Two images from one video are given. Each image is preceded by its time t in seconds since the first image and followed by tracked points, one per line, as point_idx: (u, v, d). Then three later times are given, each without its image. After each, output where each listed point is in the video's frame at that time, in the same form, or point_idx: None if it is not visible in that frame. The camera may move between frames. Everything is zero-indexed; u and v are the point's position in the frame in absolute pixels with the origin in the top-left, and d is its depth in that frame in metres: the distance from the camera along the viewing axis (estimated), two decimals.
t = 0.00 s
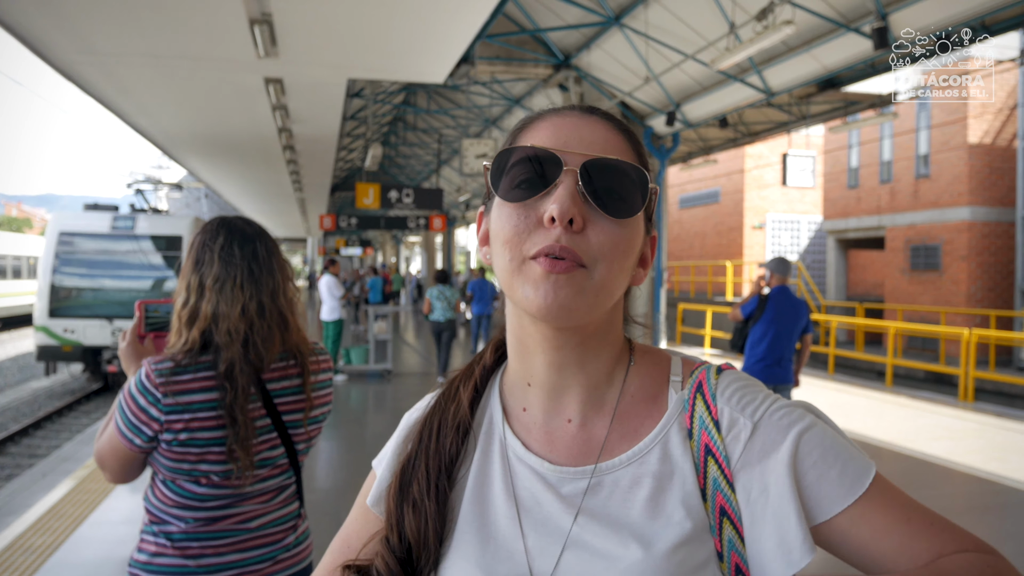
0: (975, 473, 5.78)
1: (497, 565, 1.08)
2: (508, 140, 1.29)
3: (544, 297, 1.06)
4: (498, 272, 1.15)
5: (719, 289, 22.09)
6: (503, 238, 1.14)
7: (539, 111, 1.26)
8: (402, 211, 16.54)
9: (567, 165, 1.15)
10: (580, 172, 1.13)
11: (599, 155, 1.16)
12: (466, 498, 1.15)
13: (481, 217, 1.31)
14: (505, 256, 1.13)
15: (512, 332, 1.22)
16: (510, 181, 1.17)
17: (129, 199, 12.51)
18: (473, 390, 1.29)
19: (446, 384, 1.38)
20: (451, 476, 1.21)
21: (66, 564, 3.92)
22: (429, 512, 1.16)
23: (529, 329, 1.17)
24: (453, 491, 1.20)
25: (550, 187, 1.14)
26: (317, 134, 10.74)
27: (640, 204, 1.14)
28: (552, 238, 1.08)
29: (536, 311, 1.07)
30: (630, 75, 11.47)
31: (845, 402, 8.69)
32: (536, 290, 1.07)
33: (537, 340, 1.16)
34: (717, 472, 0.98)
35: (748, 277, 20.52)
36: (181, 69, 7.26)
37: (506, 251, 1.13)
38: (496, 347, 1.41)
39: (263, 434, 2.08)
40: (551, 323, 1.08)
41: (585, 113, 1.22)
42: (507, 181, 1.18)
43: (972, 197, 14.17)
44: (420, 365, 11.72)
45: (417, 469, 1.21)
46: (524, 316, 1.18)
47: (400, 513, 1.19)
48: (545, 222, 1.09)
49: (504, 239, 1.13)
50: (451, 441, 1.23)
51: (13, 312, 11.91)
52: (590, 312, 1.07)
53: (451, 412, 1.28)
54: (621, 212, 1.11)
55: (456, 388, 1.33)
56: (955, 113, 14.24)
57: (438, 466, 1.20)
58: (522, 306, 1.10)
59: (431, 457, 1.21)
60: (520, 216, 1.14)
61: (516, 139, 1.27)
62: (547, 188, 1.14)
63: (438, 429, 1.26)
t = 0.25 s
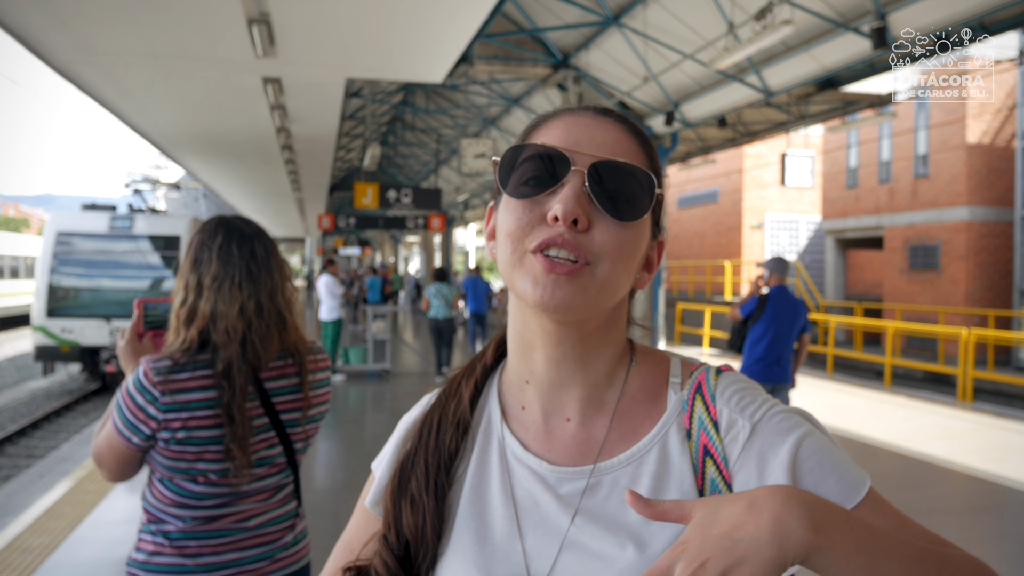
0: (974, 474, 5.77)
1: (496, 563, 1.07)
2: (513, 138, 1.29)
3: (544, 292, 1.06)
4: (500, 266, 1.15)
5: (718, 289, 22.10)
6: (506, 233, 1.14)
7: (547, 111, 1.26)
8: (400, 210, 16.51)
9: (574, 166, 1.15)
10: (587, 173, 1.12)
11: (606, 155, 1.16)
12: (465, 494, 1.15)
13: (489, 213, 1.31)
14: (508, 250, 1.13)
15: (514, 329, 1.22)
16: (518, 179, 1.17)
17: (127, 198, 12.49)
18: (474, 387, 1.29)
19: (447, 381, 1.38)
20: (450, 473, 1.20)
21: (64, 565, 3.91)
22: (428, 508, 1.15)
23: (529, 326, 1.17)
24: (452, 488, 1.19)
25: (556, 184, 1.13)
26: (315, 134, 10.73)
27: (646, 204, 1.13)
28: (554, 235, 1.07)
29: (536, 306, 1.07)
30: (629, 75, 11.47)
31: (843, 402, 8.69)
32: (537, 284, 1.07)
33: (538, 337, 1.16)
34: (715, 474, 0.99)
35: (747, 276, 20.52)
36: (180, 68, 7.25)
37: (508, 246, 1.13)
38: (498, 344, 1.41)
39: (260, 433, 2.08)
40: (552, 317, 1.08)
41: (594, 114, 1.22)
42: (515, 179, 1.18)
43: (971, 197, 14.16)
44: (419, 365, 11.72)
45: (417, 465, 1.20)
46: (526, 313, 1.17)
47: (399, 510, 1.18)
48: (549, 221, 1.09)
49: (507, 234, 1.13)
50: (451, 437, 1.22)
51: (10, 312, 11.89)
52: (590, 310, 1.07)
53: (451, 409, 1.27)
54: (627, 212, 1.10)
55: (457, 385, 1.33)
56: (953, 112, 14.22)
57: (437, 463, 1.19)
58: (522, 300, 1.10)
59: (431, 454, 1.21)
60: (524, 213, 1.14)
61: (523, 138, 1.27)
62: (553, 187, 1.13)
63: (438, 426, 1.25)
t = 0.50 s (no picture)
0: (971, 472, 5.78)
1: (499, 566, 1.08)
2: (513, 136, 1.29)
3: (545, 301, 1.06)
4: (500, 266, 1.15)
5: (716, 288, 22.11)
6: (507, 232, 1.14)
7: (547, 108, 1.26)
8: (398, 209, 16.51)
9: (574, 163, 1.15)
10: (587, 170, 1.13)
11: (607, 153, 1.17)
12: (464, 497, 1.15)
13: (489, 213, 1.31)
14: (507, 250, 1.13)
15: (515, 331, 1.23)
16: (517, 177, 1.17)
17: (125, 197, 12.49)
18: (474, 388, 1.29)
19: (445, 381, 1.38)
20: (450, 475, 1.20)
21: (62, 564, 3.92)
22: (427, 510, 1.15)
23: (532, 329, 1.18)
24: (452, 490, 1.19)
25: (557, 183, 1.14)
26: (313, 133, 10.73)
27: (648, 200, 1.13)
28: (556, 233, 1.08)
29: (537, 310, 1.07)
30: (627, 74, 11.48)
31: (841, 401, 8.70)
32: (538, 294, 1.07)
33: (540, 340, 1.17)
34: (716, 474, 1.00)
35: (745, 275, 20.54)
36: (178, 68, 7.25)
37: (508, 245, 1.13)
38: (497, 345, 1.42)
39: (259, 432, 2.08)
40: (554, 319, 1.08)
41: (596, 112, 1.22)
42: (515, 177, 1.18)
43: (969, 196, 14.17)
44: (416, 364, 11.72)
45: (416, 468, 1.20)
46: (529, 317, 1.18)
47: (399, 512, 1.18)
48: (550, 219, 1.09)
49: (508, 232, 1.13)
50: (450, 439, 1.22)
51: (9, 311, 11.89)
52: (596, 309, 1.07)
53: (450, 410, 1.27)
54: (629, 209, 1.11)
55: (456, 386, 1.32)
56: (951, 112, 14.22)
57: (437, 466, 1.19)
58: (524, 303, 1.10)
59: (431, 457, 1.21)
60: (524, 212, 1.14)
61: (524, 136, 1.27)
62: (554, 185, 1.14)
63: (437, 428, 1.25)
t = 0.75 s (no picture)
0: (970, 473, 5.79)
1: None
2: (508, 136, 1.30)
3: (556, 281, 1.06)
4: (501, 267, 1.15)
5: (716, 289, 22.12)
6: (502, 236, 1.14)
7: (540, 108, 1.27)
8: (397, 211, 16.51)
9: (569, 156, 1.16)
10: (583, 160, 1.14)
11: (599, 144, 1.18)
12: (468, 507, 1.16)
13: (487, 220, 1.32)
14: (507, 250, 1.13)
15: (517, 336, 1.23)
16: (512, 174, 1.17)
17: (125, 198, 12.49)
18: (470, 399, 1.30)
19: (442, 392, 1.38)
20: (449, 490, 1.20)
21: (62, 565, 3.92)
22: (427, 526, 1.16)
23: (536, 336, 1.19)
24: (453, 503, 1.20)
25: (552, 180, 1.14)
26: (313, 134, 10.74)
27: (642, 191, 1.15)
28: (561, 227, 1.08)
29: (549, 299, 1.07)
30: (627, 75, 11.49)
31: (841, 402, 8.71)
32: (548, 276, 1.07)
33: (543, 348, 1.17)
34: (716, 480, 1.02)
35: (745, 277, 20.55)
36: (178, 69, 7.26)
37: (507, 245, 1.13)
38: (494, 354, 1.43)
39: (258, 433, 2.08)
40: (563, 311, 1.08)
41: (579, 110, 1.24)
42: (509, 174, 1.17)
43: (968, 197, 14.17)
44: (416, 365, 11.72)
45: (416, 483, 1.20)
46: (532, 323, 1.18)
47: (400, 527, 1.19)
48: (553, 211, 1.10)
49: (507, 233, 1.13)
50: (449, 452, 1.22)
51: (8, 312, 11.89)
52: (603, 300, 1.08)
53: (448, 422, 1.27)
54: (626, 196, 1.13)
55: (452, 397, 1.33)
56: (950, 113, 14.22)
57: (438, 477, 1.20)
58: (533, 295, 1.09)
59: (430, 470, 1.21)
60: (522, 212, 1.13)
61: (515, 134, 1.28)
62: (551, 180, 1.14)
63: (435, 441, 1.25)
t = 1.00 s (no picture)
0: (970, 474, 5.79)
1: None
2: (491, 145, 1.29)
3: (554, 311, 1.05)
4: (500, 286, 1.14)
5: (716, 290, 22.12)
6: (497, 245, 1.14)
7: (520, 115, 1.27)
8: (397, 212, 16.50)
9: (555, 164, 1.16)
10: (571, 168, 1.14)
11: (584, 149, 1.17)
12: (465, 516, 1.16)
13: (479, 226, 1.32)
14: (503, 267, 1.12)
15: (513, 344, 1.22)
16: (496, 190, 1.17)
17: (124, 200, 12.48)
18: (466, 408, 1.31)
19: (440, 400, 1.39)
20: (445, 500, 1.21)
21: (62, 567, 3.91)
22: (421, 538, 1.18)
23: (531, 343, 1.17)
24: (449, 511, 1.21)
25: (540, 190, 1.14)
26: (312, 136, 10.74)
27: (632, 198, 1.13)
28: (553, 240, 1.07)
29: (548, 317, 1.06)
30: (626, 77, 11.50)
31: (841, 404, 8.70)
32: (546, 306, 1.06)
33: (540, 355, 1.16)
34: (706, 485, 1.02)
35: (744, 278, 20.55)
36: (177, 70, 7.26)
37: (503, 261, 1.12)
38: (492, 360, 1.43)
39: (255, 436, 2.08)
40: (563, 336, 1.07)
41: (562, 110, 1.24)
42: (494, 190, 1.18)
43: (967, 198, 14.17)
44: (415, 367, 11.71)
45: (413, 494, 1.22)
46: (527, 330, 1.17)
47: (396, 538, 1.22)
48: (544, 224, 1.09)
49: (500, 248, 1.13)
50: (445, 462, 1.23)
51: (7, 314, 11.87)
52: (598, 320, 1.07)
53: (444, 431, 1.28)
54: (615, 200, 1.11)
55: (450, 405, 1.34)
56: (950, 114, 14.20)
57: (434, 487, 1.21)
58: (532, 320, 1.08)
59: (427, 479, 1.22)
60: (514, 223, 1.13)
61: (497, 145, 1.28)
62: (540, 190, 1.14)
63: (431, 450, 1.26)
